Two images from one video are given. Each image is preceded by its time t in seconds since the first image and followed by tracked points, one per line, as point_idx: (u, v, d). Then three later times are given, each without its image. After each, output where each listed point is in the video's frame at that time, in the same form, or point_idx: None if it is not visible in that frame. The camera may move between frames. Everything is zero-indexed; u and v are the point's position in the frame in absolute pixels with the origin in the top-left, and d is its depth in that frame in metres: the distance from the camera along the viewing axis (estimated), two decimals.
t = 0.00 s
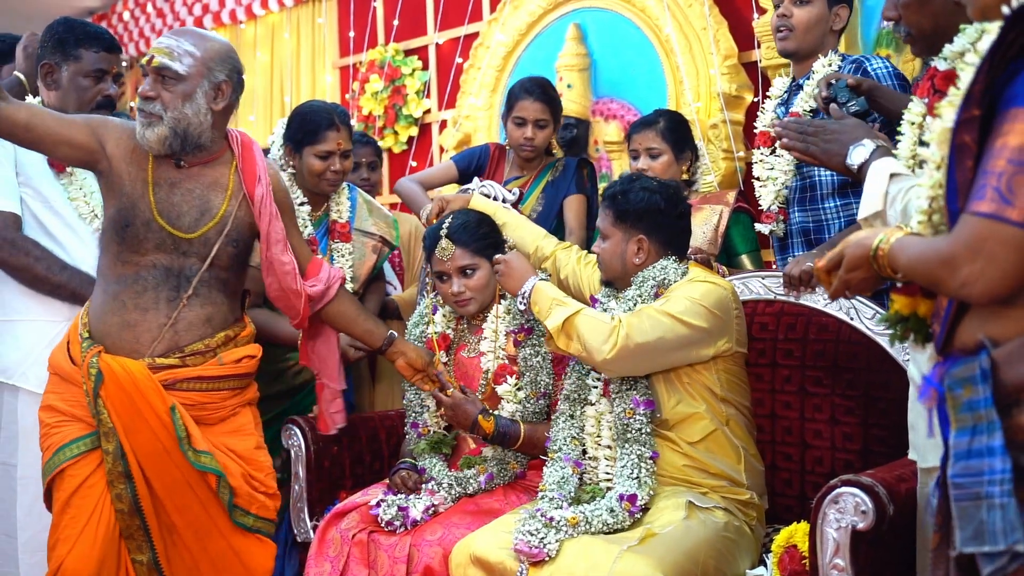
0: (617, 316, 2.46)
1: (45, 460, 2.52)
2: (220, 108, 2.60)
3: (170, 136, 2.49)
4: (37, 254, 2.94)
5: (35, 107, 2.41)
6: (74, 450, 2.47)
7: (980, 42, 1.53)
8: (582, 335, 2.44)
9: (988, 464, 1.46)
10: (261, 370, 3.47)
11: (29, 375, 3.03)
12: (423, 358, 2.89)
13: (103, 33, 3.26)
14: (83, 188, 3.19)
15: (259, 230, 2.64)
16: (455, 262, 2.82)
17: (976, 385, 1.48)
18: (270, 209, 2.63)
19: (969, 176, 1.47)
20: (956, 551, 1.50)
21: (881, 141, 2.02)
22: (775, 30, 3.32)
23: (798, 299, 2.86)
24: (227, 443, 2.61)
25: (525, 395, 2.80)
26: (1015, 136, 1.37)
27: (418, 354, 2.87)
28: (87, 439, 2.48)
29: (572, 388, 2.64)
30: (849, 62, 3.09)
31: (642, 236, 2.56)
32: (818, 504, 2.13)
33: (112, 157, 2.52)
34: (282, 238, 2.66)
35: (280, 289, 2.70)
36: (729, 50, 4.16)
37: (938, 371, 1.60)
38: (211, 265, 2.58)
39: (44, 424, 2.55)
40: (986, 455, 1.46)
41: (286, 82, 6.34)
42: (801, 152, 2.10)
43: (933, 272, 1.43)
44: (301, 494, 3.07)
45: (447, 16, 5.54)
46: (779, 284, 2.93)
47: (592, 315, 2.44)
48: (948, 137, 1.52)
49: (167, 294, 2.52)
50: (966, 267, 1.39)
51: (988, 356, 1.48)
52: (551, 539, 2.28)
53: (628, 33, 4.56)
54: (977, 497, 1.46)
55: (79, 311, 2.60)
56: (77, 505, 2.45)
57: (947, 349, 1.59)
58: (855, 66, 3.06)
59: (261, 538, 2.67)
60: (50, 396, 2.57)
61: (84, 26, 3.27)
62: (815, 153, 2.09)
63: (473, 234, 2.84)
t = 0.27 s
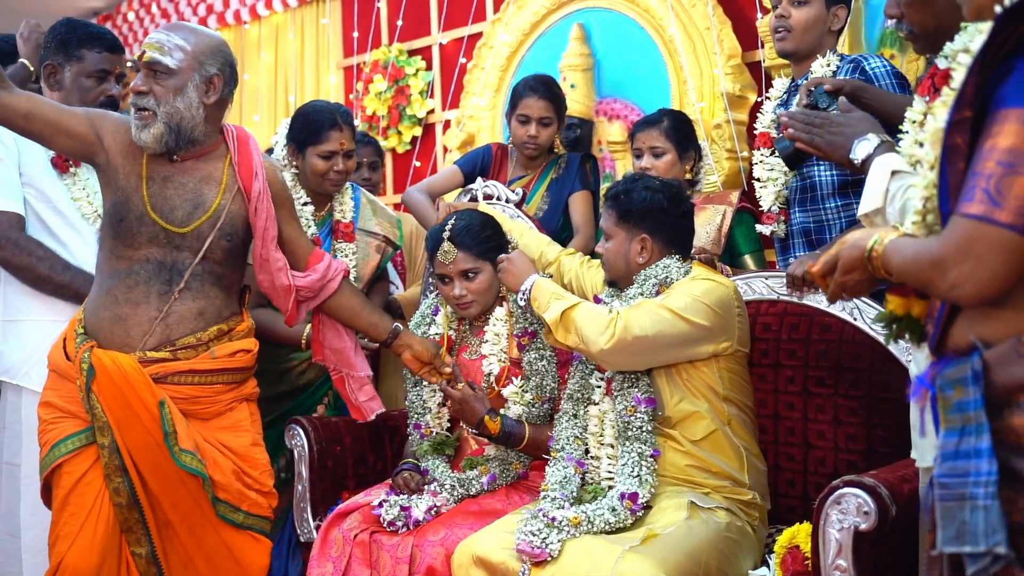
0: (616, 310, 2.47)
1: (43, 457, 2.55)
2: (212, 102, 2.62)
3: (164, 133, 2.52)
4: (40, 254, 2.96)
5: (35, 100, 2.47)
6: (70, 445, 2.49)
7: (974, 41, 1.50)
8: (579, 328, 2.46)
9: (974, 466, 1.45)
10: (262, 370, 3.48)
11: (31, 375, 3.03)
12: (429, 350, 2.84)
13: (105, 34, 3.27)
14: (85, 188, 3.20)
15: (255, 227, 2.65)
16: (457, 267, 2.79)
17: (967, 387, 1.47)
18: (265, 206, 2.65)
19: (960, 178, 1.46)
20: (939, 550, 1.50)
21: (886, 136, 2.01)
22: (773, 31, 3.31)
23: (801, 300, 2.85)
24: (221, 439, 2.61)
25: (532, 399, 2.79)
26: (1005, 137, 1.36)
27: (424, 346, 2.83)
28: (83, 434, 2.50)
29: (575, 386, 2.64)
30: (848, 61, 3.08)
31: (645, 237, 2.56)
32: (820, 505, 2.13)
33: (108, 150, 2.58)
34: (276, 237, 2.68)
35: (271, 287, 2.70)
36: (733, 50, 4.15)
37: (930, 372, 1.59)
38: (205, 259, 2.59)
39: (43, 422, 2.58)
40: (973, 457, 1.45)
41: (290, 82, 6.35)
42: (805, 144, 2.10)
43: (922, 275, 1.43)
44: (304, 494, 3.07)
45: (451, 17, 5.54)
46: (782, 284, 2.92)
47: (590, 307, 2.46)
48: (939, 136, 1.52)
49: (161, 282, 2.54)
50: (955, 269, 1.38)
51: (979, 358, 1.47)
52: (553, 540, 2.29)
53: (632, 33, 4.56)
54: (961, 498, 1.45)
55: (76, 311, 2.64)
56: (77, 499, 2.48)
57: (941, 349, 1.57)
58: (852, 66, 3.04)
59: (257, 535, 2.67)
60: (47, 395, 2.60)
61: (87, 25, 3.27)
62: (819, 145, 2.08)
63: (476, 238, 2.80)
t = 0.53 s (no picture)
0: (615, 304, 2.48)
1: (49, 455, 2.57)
2: (210, 98, 2.63)
3: (161, 126, 2.52)
4: (45, 254, 2.97)
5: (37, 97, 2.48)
6: (74, 442, 2.51)
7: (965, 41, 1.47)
8: (577, 320, 2.47)
9: (964, 468, 1.44)
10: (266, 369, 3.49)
11: (36, 375, 3.05)
12: (435, 345, 2.84)
13: (109, 35, 3.27)
14: (89, 189, 3.20)
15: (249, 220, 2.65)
16: (460, 269, 2.78)
17: (960, 389, 1.46)
18: (262, 200, 2.65)
19: (951, 178, 1.45)
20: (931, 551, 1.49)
21: (889, 129, 2.01)
22: (771, 33, 3.31)
23: (804, 300, 2.85)
24: (222, 435, 2.61)
25: (538, 400, 2.79)
26: (995, 138, 1.34)
27: (429, 341, 2.83)
28: (86, 431, 2.52)
29: (579, 384, 2.65)
30: (845, 61, 3.06)
31: (651, 235, 2.57)
32: (823, 504, 2.13)
33: (109, 146, 2.59)
34: (273, 232, 2.68)
35: (271, 284, 2.70)
36: (737, 49, 4.15)
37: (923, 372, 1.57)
38: (203, 255, 2.60)
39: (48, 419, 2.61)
40: (963, 458, 1.44)
41: (294, 81, 6.36)
42: (809, 134, 2.11)
43: (914, 276, 1.41)
44: (307, 494, 3.07)
45: (455, 16, 5.54)
46: (785, 284, 2.92)
47: (589, 300, 2.48)
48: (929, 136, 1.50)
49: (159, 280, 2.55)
50: (945, 271, 1.36)
51: (973, 360, 1.45)
52: (555, 539, 2.29)
53: (636, 32, 4.56)
54: (952, 500, 1.44)
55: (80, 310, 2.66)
56: (82, 495, 2.50)
57: (935, 350, 1.56)
58: (850, 65, 3.03)
59: (261, 531, 2.67)
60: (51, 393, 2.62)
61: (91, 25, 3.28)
62: (823, 136, 2.09)
63: (479, 240, 2.78)
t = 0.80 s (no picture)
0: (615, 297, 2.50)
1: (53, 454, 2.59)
2: (209, 97, 2.64)
3: (161, 129, 2.53)
4: (48, 254, 2.98)
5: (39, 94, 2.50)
6: (77, 441, 2.53)
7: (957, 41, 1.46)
8: (575, 311, 2.50)
9: (960, 471, 1.38)
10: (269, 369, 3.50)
11: (39, 375, 3.06)
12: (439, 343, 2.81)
13: (111, 35, 3.29)
14: (93, 189, 3.22)
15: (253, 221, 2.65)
16: (463, 271, 2.78)
17: (954, 391, 1.41)
18: (262, 198, 2.65)
19: (945, 178, 1.41)
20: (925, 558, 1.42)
21: (884, 132, 2.02)
22: (770, 35, 3.31)
23: (807, 299, 2.84)
24: (221, 433, 2.62)
25: (541, 400, 2.79)
26: (989, 138, 1.30)
27: (433, 340, 2.81)
28: (88, 430, 2.54)
29: (581, 382, 2.65)
30: (843, 62, 3.06)
31: (657, 232, 2.58)
32: (825, 505, 2.12)
33: (110, 146, 2.62)
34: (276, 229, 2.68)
35: (283, 281, 2.71)
36: (740, 49, 4.14)
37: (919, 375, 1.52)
38: (202, 254, 2.61)
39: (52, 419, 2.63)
40: (960, 462, 1.39)
41: (298, 82, 6.37)
42: (805, 143, 2.11)
43: (908, 276, 1.37)
44: (310, 494, 3.08)
45: (458, 17, 5.55)
46: (788, 284, 2.91)
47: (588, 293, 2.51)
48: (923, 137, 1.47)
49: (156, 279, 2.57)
50: (940, 273, 1.32)
51: (968, 362, 1.41)
52: (558, 535, 2.28)
53: (639, 32, 4.56)
54: (948, 503, 1.38)
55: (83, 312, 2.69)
56: (84, 493, 2.51)
57: (930, 353, 1.51)
58: (848, 66, 3.03)
59: (261, 530, 2.68)
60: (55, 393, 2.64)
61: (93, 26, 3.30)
62: (817, 143, 2.09)
63: (482, 242, 2.78)
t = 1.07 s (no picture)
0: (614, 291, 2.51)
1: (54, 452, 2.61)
2: (209, 99, 2.65)
3: (158, 128, 2.54)
4: (53, 253, 2.99)
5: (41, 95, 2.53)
6: (75, 440, 2.55)
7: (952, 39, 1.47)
8: (573, 304, 2.51)
9: (954, 474, 1.38)
10: (271, 369, 3.50)
11: (44, 373, 3.06)
12: (440, 344, 2.82)
13: (115, 36, 3.31)
14: (98, 189, 3.23)
15: (253, 222, 2.66)
16: (466, 274, 2.78)
17: (948, 394, 1.41)
18: (262, 199, 2.65)
19: (939, 178, 1.41)
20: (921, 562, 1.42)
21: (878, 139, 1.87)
22: (772, 37, 3.31)
23: (810, 300, 2.84)
24: (218, 431, 2.62)
25: (544, 401, 2.79)
26: (983, 138, 1.30)
27: (435, 340, 2.81)
28: (86, 429, 2.55)
29: (585, 379, 2.65)
30: (842, 62, 3.06)
31: (661, 229, 2.58)
32: (827, 505, 2.12)
33: (111, 145, 2.63)
34: (276, 229, 2.69)
35: (283, 282, 2.72)
36: (744, 49, 4.13)
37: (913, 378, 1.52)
38: (200, 255, 2.61)
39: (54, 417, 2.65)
40: (954, 465, 1.38)
41: (302, 82, 6.39)
42: (799, 163, 1.93)
43: (902, 277, 1.37)
44: (313, 493, 3.08)
45: (462, 17, 5.55)
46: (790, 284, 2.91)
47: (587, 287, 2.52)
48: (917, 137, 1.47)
49: (155, 280, 2.57)
50: (933, 273, 1.32)
51: (962, 364, 1.41)
52: (560, 533, 2.28)
53: (642, 32, 4.56)
54: (942, 506, 1.37)
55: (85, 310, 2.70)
56: (83, 492, 2.53)
57: (924, 355, 1.51)
58: (847, 67, 3.03)
59: (261, 528, 2.69)
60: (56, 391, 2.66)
61: (97, 27, 3.32)
62: (812, 161, 1.91)
63: (484, 244, 2.78)
